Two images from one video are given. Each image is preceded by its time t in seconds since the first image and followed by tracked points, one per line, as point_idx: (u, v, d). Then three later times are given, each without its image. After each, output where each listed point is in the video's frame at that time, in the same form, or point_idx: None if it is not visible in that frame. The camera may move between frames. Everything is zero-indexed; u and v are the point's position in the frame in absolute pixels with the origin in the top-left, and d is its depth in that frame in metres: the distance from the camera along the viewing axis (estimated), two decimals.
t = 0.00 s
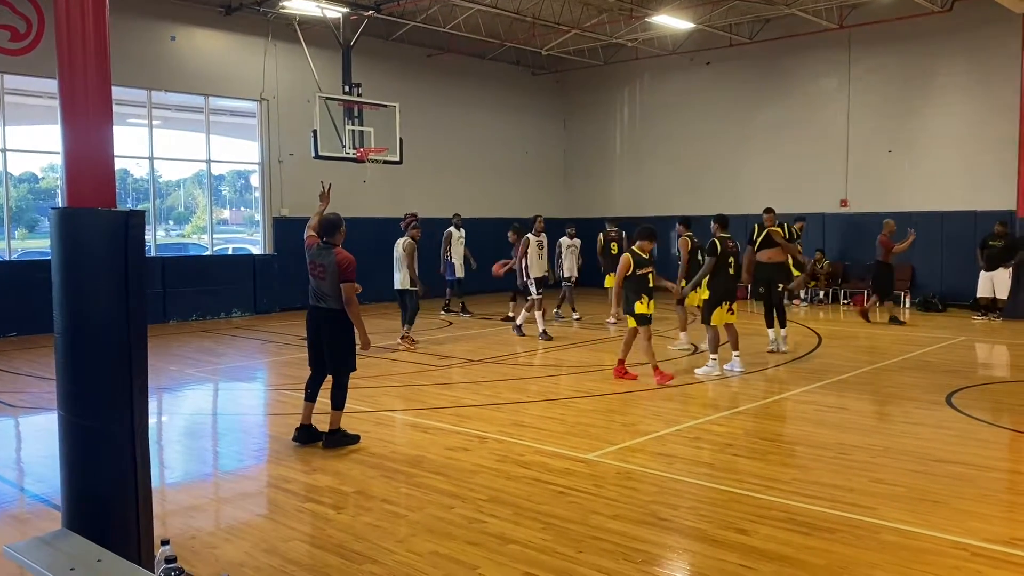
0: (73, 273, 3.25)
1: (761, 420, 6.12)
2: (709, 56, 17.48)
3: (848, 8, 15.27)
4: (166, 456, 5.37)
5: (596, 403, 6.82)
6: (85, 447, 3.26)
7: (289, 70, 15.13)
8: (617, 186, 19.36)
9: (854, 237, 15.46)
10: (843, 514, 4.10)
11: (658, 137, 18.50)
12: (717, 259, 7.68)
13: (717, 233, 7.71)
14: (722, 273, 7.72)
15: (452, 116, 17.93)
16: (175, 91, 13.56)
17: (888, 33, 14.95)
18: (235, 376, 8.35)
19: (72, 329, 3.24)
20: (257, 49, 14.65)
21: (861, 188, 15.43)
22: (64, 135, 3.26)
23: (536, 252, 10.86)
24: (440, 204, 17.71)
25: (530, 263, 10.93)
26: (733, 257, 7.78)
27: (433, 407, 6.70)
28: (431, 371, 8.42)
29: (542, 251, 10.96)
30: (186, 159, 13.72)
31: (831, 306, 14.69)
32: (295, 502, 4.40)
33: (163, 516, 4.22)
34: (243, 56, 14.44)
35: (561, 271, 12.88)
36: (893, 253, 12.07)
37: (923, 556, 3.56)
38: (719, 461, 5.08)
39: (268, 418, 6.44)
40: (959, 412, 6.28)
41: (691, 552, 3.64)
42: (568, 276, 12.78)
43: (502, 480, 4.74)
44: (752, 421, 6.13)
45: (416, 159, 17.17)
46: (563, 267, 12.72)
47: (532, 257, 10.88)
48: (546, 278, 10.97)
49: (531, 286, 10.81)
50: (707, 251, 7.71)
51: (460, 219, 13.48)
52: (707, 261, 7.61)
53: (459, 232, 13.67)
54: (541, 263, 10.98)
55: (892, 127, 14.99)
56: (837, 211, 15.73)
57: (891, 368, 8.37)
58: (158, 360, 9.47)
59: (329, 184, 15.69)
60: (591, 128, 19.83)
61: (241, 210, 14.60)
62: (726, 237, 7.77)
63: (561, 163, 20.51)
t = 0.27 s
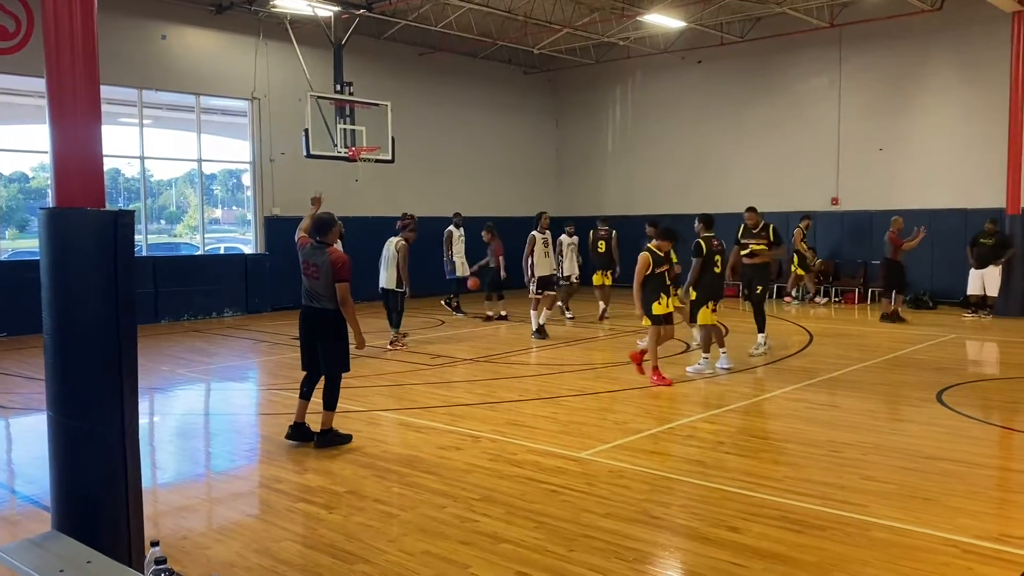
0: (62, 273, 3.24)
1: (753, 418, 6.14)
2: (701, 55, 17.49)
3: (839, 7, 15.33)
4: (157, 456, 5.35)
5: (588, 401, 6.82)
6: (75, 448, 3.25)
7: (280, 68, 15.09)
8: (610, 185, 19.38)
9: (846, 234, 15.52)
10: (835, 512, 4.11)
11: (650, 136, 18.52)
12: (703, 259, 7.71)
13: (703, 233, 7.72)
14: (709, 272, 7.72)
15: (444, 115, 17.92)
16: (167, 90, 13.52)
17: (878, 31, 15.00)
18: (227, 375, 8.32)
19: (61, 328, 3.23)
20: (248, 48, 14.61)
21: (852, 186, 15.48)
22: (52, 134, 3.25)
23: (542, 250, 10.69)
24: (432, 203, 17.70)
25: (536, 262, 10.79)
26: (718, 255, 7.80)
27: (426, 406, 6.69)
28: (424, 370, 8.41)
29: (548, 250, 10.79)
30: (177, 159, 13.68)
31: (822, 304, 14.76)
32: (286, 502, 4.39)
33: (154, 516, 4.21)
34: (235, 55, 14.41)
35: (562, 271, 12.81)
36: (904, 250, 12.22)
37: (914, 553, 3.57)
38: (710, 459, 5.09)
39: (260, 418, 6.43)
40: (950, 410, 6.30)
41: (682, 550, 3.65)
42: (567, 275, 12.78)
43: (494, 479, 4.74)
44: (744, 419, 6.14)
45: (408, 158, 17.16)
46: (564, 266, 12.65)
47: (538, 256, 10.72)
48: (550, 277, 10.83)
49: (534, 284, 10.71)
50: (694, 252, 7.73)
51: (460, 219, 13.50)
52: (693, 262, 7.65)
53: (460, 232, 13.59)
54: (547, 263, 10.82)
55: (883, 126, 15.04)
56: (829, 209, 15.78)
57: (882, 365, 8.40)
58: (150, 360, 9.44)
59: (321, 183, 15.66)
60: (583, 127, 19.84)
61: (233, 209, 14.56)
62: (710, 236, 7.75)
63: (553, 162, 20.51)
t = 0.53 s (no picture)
0: (49, 273, 3.21)
1: (745, 417, 6.16)
2: (691, 54, 17.51)
3: (829, 5, 15.37)
4: (148, 457, 5.33)
5: (580, 401, 6.82)
6: (63, 448, 3.22)
7: (271, 68, 15.05)
8: (601, 183, 19.40)
9: (837, 233, 15.57)
10: (826, 510, 4.12)
11: (641, 134, 18.54)
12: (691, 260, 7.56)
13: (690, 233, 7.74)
14: (699, 273, 7.56)
15: (435, 114, 17.89)
16: (156, 89, 13.46)
17: (868, 30, 15.04)
18: (218, 376, 8.29)
19: (49, 328, 3.20)
20: (239, 48, 14.57)
21: (842, 185, 15.53)
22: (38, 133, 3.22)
23: (550, 252, 10.13)
24: (424, 202, 17.68)
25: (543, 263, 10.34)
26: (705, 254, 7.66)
27: (418, 406, 6.68)
28: (415, 370, 8.40)
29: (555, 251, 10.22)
30: (167, 158, 13.63)
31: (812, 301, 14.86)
32: (278, 503, 4.37)
33: (145, 518, 4.19)
34: (225, 54, 14.36)
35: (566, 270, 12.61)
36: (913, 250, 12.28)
37: (905, 551, 3.58)
38: (704, 457, 5.10)
39: (251, 418, 6.41)
40: (940, 407, 6.33)
41: (674, 549, 3.65)
42: (568, 272, 12.98)
43: (486, 479, 4.73)
44: (736, 417, 6.15)
45: (399, 157, 17.13)
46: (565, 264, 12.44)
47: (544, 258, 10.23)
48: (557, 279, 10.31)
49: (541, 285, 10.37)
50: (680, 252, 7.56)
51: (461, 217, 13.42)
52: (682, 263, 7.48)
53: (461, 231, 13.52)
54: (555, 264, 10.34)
55: (873, 124, 15.09)
56: (819, 208, 15.83)
57: (873, 363, 8.43)
58: (140, 361, 9.40)
59: (312, 182, 15.63)
60: (574, 126, 19.84)
61: (224, 209, 14.52)
62: (698, 234, 7.68)
63: (544, 161, 20.51)
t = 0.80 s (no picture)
0: (39, 275, 3.19)
1: (736, 416, 6.17)
2: (682, 54, 17.54)
3: (819, 6, 15.41)
4: (138, 459, 5.30)
5: (572, 401, 6.82)
6: (53, 450, 3.20)
7: (262, 68, 15.01)
8: (593, 184, 19.42)
9: (827, 233, 15.63)
10: (817, 509, 4.13)
11: (632, 135, 18.56)
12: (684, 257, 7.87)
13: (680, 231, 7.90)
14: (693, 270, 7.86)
15: (427, 114, 17.87)
16: (145, 89, 13.40)
17: (858, 30, 15.09)
18: (209, 377, 8.26)
19: (38, 329, 3.19)
20: (229, 48, 14.52)
21: (833, 185, 15.59)
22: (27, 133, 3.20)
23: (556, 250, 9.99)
24: (415, 202, 17.66)
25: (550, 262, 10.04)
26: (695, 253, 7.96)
27: (410, 407, 6.67)
28: (407, 370, 8.39)
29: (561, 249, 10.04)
30: (157, 159, 13.57)
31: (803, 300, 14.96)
32: (269, 504, 4.36)
33: (135, 520, 4.17)
34: (215, 54, 14.30)
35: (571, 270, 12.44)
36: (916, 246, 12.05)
37: (895, 549, 3.59)
38: (696, 457, 5.11)
39: (242, 420, 6.39)
40: (930, 406, 6.36)
41: (666, 549, 3.66)
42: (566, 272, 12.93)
43: (479, 480, 4.73)
44: (727, 417, 6.17)
45: (390, 158, 17.10)
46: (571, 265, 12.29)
47: (551, 257, 9.99)
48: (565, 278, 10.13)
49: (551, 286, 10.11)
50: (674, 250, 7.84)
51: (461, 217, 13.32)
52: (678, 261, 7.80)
53: (461, 231, 13.42)
54: (563, 263, 10.12)
55: (863, 125, 15.15)
56: (809, 208, 15.89)
57: (863, 363, 8.46)
58: (130, 362, 9.36)
59: (302, 183, 15.59)
60: (566, 126, 19.85)
61: (214, 209, 14.47)
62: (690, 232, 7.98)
63: (536, 161, 20.52)
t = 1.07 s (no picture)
0: (30, 276, 3.18)
1: (727, 416, 6.19)
2: (673, 55, 17.57)
3: (809, 7, 15.46)
4: (129, 461, 5.27)
5: (564, 401, 6.83)
6: (45, 451, 3.19)
7: (252, 69, 14.97)
8: (584, 185, 19.44)
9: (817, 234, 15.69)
10: (809, 508, 4.15)
11: (623, 136, 18.59)
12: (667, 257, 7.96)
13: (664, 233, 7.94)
14: (673, 270, 7.97)
15: (418, 115, 17.86)
16: (134, 90, 13.34)
17: (847, 32, 15.16)
18: (200, 378, 8.23)
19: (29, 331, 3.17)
20: (219, 48, 14.48)
21: (823, 185, 15.66)
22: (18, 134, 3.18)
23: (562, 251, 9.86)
24: (406, 203, 17.65)
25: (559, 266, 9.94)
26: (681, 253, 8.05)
27: (402, 408, 6.66)
28: (399, 371, 8.38)
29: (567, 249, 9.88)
30: (147, 160, 13.51)
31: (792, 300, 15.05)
32: (262, 506, 4.35)
33: (126, 523, 4.15)
34: (205, 55, 14.25)
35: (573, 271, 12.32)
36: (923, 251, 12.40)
37: (886, 548, 3.61)
38: (688, 457, 5.12)
39: (233, 421, 6.37)
40: (920, 405, 6.40)
41: (659, 549, 3.67)
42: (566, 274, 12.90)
43: (471, 480, 4.73)
44: (719, 417, 6.18)
45: (381, 159, 17.08)
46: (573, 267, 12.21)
47: (557, 258, 9.88)
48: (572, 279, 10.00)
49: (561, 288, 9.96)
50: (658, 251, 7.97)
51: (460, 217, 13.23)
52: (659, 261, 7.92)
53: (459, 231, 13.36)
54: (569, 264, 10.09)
55: (852, 126, 15.22)
56: (800, 208, 15.95)
57: (854, 362, 8.50)
58: (120, 364, 9.31)
59: (293, 183, 15.55)
60: (556, 127, 19.87)
61: (204, 210, 14.41)
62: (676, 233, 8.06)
63: (527, 162, 20.53)
